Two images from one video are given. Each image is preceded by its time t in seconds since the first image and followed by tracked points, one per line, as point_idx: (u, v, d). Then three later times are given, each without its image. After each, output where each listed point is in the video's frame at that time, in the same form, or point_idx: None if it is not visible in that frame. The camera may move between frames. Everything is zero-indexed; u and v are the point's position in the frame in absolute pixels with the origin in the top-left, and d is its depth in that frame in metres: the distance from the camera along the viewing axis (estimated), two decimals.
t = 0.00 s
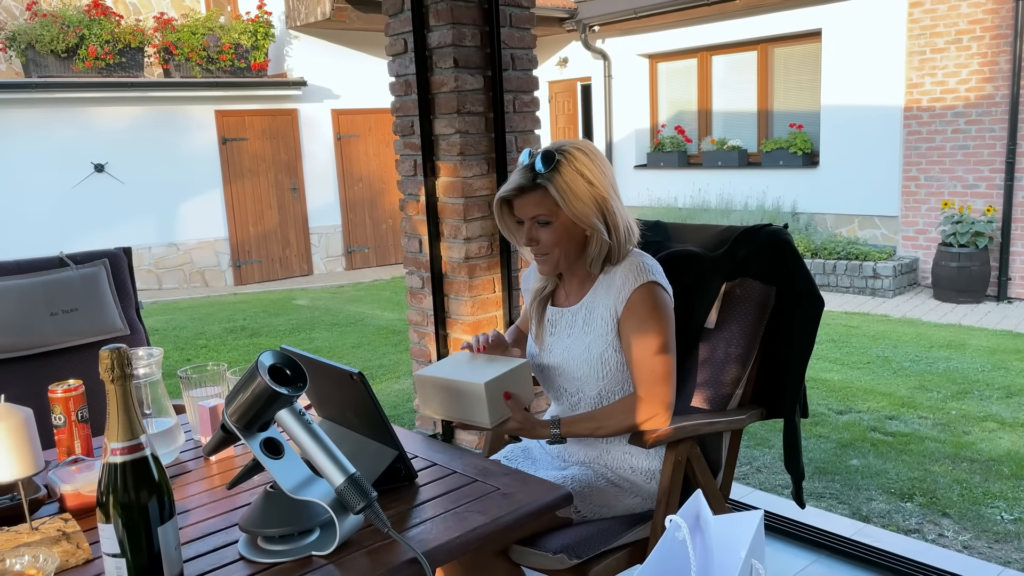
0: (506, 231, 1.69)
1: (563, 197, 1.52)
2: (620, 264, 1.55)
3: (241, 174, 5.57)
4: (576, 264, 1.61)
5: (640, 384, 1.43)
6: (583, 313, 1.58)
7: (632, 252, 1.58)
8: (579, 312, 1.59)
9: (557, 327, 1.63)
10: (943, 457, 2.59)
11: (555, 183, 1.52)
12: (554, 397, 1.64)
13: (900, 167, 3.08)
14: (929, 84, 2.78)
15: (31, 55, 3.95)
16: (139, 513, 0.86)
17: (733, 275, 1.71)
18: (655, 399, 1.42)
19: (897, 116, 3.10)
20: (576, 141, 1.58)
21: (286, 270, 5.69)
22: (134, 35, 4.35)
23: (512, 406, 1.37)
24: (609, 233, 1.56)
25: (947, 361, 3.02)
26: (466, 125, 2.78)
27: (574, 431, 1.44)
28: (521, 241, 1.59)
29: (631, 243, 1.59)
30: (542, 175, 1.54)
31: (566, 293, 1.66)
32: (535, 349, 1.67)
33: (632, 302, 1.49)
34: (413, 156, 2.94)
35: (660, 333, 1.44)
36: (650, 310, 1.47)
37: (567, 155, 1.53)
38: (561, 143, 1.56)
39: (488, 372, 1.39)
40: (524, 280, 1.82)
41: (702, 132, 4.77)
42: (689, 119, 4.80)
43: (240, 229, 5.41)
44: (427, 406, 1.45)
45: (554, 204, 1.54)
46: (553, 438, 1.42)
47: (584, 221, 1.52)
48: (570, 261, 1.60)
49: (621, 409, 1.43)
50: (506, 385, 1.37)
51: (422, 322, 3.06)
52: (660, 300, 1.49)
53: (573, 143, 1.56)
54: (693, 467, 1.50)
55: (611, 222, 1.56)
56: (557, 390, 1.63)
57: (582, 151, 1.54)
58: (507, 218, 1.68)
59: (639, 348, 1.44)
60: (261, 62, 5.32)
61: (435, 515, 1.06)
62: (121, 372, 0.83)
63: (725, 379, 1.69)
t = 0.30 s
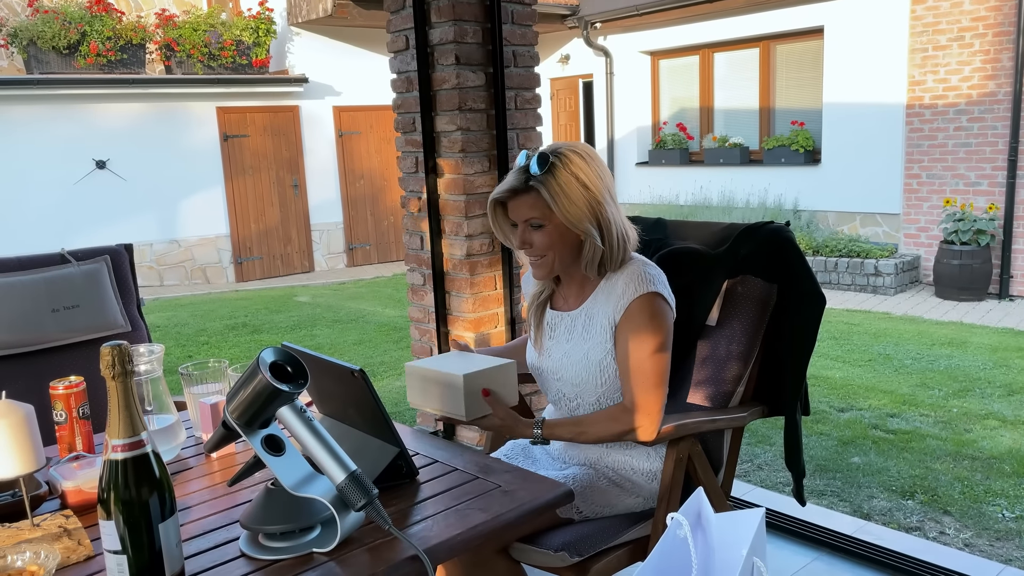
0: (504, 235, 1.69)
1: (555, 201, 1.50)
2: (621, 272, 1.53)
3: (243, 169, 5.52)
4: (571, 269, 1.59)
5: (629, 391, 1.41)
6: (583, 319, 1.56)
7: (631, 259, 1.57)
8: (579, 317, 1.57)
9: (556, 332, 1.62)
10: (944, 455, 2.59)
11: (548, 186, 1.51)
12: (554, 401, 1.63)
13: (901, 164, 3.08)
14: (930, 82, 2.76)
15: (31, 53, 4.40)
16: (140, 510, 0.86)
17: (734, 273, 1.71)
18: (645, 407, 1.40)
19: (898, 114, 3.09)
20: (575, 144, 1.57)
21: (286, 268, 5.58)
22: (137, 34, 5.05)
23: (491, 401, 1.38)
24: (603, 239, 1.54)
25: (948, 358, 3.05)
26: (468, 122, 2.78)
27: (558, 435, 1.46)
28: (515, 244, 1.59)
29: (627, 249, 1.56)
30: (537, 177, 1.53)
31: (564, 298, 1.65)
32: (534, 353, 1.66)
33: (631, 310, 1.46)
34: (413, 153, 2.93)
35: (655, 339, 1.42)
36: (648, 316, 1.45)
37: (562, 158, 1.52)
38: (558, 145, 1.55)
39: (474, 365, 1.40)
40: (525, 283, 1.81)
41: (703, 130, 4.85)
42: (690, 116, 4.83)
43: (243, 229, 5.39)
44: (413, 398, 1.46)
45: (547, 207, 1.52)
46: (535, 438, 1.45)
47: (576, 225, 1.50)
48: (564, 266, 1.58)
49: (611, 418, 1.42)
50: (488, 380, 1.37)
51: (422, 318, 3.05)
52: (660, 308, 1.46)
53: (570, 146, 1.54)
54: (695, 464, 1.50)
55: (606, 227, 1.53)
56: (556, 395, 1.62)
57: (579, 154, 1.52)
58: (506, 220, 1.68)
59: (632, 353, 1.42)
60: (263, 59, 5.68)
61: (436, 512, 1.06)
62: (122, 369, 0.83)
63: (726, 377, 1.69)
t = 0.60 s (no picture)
0: (507, 237, 1.69)
1: (554, 205, 1.49)
2: (626, 275, 1.52)
3: (246, 168, 5.64)
4: (574, 271, 1.59)
5: (613, 390, 1.41)
6: (586, 321, 1.55)
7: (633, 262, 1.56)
8: (582, 319, 1.57)
9: (559, 333, 1.61)
10: (948, 455, 2.58)
11: (546, 191, 1.50)
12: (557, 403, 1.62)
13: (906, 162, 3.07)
14: (934, 80, 2.78)
15: (36, 49, 4.56)
16: (145, 508, 0.86)
17: (738, 272, 1.72)
18: (624, 411, 1.38)
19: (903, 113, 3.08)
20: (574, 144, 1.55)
21: (291, 265, 5.73)
22: (140, 31, 5.04)
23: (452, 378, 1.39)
24: (604, 242, 1.52)
25: (952, 357, 3.05)
26: (471, 121, 2.78)
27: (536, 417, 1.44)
28: (517, 247, 1.59)
29: (630, 249, 1.55)
30: (535, 181, 1.52)
31: (568, 299, 1.65)
32: (537, 354, 1.66)
33: (632, 313, 1.45)
34: (417, 151, 2.92)
35: (651, 344, 1.42)
36: (648, 320, 1.44)
37: (560, 162, 1.50)
38: (557, 147, 1.54)
39: (427, 351, 1.40)
40: (529, 281, 1.81)
41: (707, 128, 4.87)
42: (693, 114, 4.90)
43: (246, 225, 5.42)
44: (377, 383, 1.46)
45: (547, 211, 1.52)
46: (515, 409, 1.44)
47: (576, 229, 1.50)
48: (567, 269, 1.58)
49: (589, 409, 1.41)
50: (444, 360, 1.38)
51: (425, 316, 3.05)
52: (664, 314, 1.45)
53: (569, 147, 1.53)
54: (698, 464, 1.50)
55: (607, 228, 1.52)
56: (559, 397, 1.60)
57: (577, 156, 1.51)
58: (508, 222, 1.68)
59: (626, 354, 1.42)
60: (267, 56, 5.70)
61: (440, 511, 1.06)
62: (127, 367, 0.83)
63: (730, 376, 1.68)
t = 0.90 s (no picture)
0: (517, 237, 1.69)
1: (564, 205, 1.49)
2: (633, 273, 1.51)
3: (250, 166, 5.55)
4: (585, 269, 1.58)
5: (602, 382, 1.40)
6: (591, 318, 1.55)
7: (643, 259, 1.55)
8: (587, 316, 1.56)
9: (565, 330, 1.61)
10: (951, 456, 2.58)
11: (554, 190, 1.50)
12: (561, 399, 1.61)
13: (910, 161, 3.05)
14: (939, 81, 2.74)
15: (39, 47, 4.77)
16: (148, 505, 0.86)
17: (742, 272, 1.71)
18: (610, 404, 1.38)
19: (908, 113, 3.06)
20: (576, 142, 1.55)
21: (295, 264, 5.63)
22: (146, 30, 5.12)
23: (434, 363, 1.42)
24: (615, 237, 1.52)
25: (955, 358, 3.04)
26: (475, 119, 2.78)
27: (518, 406, 1.42)
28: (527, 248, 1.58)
29: (640, 242, 1.55)
30: (541, 183, 1.52)
31: (577, 295, 1.63)
32: (543, 349, 1.65)
33: (634, 310, 1.44)
34: (421, 149, 2.94)
35: (648, 342, 1.41)
36: (650, 318, 1.43)
37: (567, 160, 1.50)
38: (561, 145, 1.53)
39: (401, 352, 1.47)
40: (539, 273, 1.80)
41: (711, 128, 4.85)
42: (698, 114, 4.84)
43: (250, 221, 5.35)
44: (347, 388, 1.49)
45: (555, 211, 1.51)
46: (497, 398, 1.42)
47: (586, 228, 1.49)
48: (578, 267, 1.57)
49: (575, 399, 1.40)
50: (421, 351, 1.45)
51: (429, 315, 3.06)
52: (667, 315, 1.45)
53: (575, 145, 1.52)
54: (701, 464, 1.50)
55: (617, 224, 1.52)
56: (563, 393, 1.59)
57: (581, 153, 1.50)
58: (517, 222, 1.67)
59: (622, 349, 1.41)
60: (271, 54, 5.74)
61: (442, 510, 1.06)
62: (131, 364, 0.83)
63: (733, 376, 1.67)
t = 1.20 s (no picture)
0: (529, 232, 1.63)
1: (570, 203, 1.49)
2: (643, 280, 1.48)
3: (255, 165, 5.51)
4: (592, 268, 1.57)
5: (596, 382, 1.39)
6: (598, 321, 1.53)
7: (653, 266, 1.53)
8: (595, 319, 1.54)
9: (574, 332, 1.58)
10: (955, 459, 2.57)
11: (560, 188, 1.49)
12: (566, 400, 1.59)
13: (916, 163, 3.04)
14: (946, 82, 2.75)
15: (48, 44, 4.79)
16: (151, 504, 0.87)
17: (746, 274, 1.71)
18: (599, 404, 1.37)
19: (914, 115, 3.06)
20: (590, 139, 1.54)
21: (298, 261, 5.67)
22: (150, 27, 5.16)
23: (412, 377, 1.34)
24: (621, 239, 1.51)
25: (961, 361, 3.02)
26: (480, 119, 2.78)
27: (503, 412, 1.40)
28: (536, 241, 1.58)
29: (647, 245, 1.52)
30: (549, 180, 1.52)
31: (586, 296, 1.62)
32: (551, 347, 1.62)
33: (640, 315, 1.42)
34: (425, 149, 2.93)
35: (649, 346, 1.40)
36: (657, 325, 1.42)
37: (577, 159, 1.49)
38: (573, 143, 1.52)
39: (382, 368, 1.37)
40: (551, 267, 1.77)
41: (717, 129, 4.78)
42: (703, 114, 4.77)
43: (253, 221, 5.37)
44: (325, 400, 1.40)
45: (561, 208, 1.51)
46: (483, 407, 1.38)
47: (591, 227, 1.49)
48: (585, 265, 1.56)
49: (563, 400, 1.39)
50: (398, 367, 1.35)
51: (432, 314, 3.06)
52: (673, 324, 1.43)
53: (588, 144, 1.51)
54: (704, 466, 1.50)
55: (623, 225, 1.50)
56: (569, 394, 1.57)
57: (590, 152, 1.49)
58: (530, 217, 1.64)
59: (621, 351, 1.40)
60: (277, 52, 5.80)
61: (445, 511, 1.06)
62: (135, 364, 0.84)
63: (737, 378, 1.67)
